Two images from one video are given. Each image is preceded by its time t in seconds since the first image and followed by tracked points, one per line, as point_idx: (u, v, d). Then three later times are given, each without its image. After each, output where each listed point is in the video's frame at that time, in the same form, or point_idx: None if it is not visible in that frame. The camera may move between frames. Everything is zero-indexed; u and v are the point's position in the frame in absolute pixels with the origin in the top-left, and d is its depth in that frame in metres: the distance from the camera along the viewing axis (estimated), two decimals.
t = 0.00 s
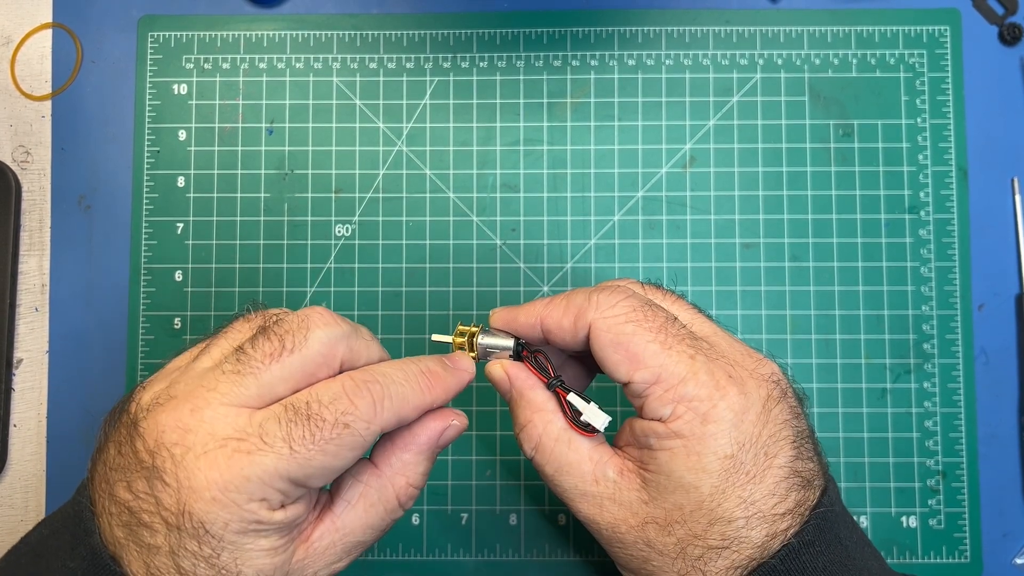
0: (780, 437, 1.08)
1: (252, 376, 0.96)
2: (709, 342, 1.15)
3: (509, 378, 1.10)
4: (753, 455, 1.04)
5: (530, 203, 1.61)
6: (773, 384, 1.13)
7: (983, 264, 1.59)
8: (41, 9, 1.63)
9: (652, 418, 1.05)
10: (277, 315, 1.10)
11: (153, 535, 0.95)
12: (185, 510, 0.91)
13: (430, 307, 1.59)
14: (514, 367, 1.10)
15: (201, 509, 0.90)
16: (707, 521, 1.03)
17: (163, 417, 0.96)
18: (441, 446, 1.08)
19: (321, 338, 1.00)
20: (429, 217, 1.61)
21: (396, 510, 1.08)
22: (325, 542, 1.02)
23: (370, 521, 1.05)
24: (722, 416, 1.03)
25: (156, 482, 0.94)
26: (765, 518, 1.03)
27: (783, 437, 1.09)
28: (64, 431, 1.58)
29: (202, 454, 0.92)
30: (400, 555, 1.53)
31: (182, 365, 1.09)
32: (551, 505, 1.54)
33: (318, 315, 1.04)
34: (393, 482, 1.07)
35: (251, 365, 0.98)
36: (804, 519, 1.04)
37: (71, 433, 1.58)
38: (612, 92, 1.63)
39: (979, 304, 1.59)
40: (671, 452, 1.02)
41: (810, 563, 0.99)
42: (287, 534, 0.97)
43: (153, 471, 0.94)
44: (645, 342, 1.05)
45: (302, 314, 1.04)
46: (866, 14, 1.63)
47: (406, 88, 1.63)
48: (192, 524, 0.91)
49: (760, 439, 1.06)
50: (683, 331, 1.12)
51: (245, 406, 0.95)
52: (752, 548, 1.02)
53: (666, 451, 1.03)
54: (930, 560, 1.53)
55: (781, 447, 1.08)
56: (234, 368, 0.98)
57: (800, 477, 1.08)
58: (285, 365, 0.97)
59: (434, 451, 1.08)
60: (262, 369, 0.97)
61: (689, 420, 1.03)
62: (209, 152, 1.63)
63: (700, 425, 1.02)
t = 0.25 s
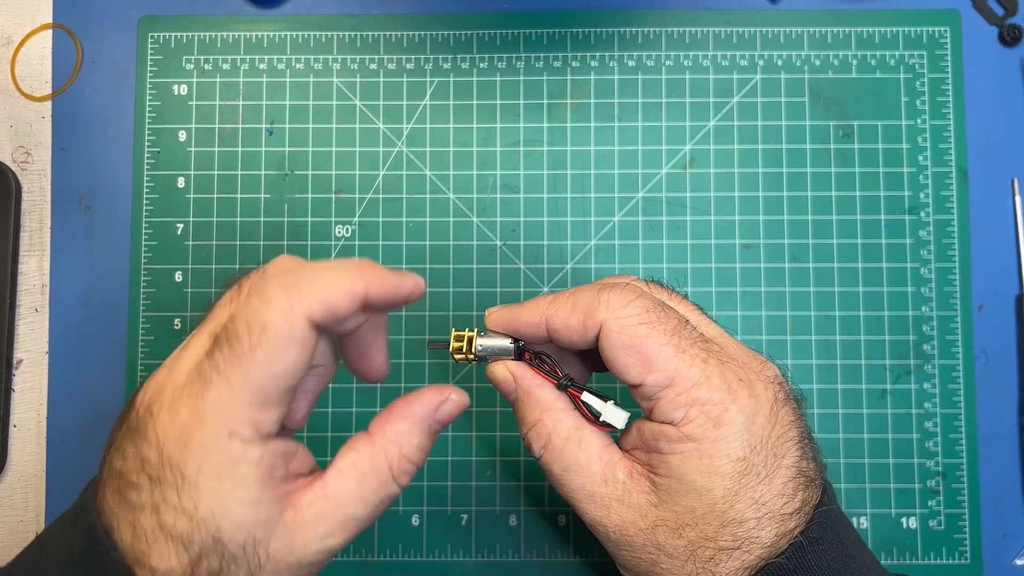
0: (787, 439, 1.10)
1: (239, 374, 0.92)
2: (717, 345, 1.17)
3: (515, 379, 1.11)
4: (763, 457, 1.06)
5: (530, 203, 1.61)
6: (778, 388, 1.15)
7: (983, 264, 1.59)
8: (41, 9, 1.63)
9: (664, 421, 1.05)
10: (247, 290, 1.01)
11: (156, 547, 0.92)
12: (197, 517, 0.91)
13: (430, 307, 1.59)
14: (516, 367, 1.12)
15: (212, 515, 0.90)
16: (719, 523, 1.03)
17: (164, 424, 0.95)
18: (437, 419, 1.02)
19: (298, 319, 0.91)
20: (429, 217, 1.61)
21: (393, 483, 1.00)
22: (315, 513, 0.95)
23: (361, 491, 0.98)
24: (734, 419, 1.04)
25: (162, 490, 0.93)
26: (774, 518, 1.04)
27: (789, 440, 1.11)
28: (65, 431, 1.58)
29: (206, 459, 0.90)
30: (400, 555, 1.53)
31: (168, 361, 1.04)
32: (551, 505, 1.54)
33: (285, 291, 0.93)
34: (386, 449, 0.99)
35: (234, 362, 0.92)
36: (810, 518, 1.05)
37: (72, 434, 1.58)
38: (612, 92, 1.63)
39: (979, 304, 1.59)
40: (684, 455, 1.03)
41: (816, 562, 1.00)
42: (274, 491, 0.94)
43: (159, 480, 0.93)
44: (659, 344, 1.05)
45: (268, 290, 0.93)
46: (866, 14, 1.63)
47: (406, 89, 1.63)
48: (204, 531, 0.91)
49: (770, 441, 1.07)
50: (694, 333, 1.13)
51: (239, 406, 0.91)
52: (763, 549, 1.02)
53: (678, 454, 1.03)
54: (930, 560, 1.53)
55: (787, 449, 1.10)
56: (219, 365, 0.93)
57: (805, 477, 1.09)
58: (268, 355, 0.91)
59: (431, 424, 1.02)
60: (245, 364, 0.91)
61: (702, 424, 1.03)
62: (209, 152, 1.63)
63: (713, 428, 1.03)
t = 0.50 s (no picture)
0: (782, 434, 1.11)
1: (295, 378, 0.98)
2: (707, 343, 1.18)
3: (499, 404, 1.11)
4: (761, 452, 1.06)
5: (530, 202, 1.61)
6: (767, 384, 1.16)
7: (983, 263, 1.59)
8: (41, 9, 1.63)
9: (661, 419, 1.05)
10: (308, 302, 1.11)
11: (182, 535, 0.98)
12: (227, 507, 0.97)
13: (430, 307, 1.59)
14: (500, 391, 1.11)
15: (244, 505, 0.97)
16: (724, 522, 1.03)
17: (197, 417, 0.99)
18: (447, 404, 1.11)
19: (364, 342, 1.01)
20: (429, 217, 1.61)
21: (405, 467, 1.09)
22: (336, 497, 1.03)
23: (379, 475, 1.05)
24: (731, 414, 1.04)
25: (191, 482, 0.98)
26: (775, 514, 1.05)
27: (782, 435, 1.11)
28: (65, 431, 1.58)
29: (243, 454, 0.97)
30: (400, 554, 1.53)
31: (202, 353, 1.09)
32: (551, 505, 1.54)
33: (358, 309, 1.04)
34: (403, 434, 1.08)
35: (293, 367, 0.99)
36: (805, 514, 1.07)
37: (72, 433, 1.58)
38: (612, 92, 1.63)
39: (979, 304, 1.59)
40: (684, 454, 1.03)
41: (816, 560, 1.01)
42: (298, 478, 1.01)
43: (188, 472, 0.98)
44: (656, 339, 1.06)
45: (342, 304, 1.04)
46: (866, 13, 1.63)
47: (406, 88, 1.63)
48: (233, 520, 0.97)
49: (766, 436, 1.07)
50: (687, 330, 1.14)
51: (289, 410, 0.98)
52: (766, 545, 1.03)
53: (678, 453, 1.03)
54: (930, 560, 1.53)
55: (783, 444, 1.10)
56: (275, 369, 0.99)
57: (800, 472, 1.11)
58: (329, 370, 0.99)
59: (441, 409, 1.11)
60: (304, 373, 0.98)
61: (699, 420, 1.03)
62: (209, 152, 1.63)
63: (710, 424, 1.03)
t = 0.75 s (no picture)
0: (786, 424, 1.13)
1: (276, 369, 0.98)
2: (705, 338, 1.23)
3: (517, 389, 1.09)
4: (768, 436, 1.08)
5: (530, 203, 1.61)
6: (768, 377, 1.20)
7: (983, 264, 1.59)
8: (41, 10, 1.63)
9: (670, 403, 1.08)
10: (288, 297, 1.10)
11: (173, 534, 0.96)
12: (218, 504, 0.96)
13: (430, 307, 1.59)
14: (517, 373, 1.10)
15: (235, 502, 0.96)
16: (736, 506, 1.02)
17: (188, 412, 1.00)
18: (443, 408, 1.10)
19: (343, 328, 1.01)
20: (429, 217, 1.61)
21: (397, 465, 1.08)
22: (326, 493, 1.02)
23: (370, 471, 1.05)
24: (737, 397, 1.07)
25: (183, 479, 0.97)
26: (785, 499, 1.05)
27: (788, 423, 1.14)
28: (65, 431, 1.58)
29: (232, 448, 0.96)
30: (400, 555, 1.53)
31: (197, 354, 1.09)
32: (551, 505, 1.54)
33: (336, 299, 1.04)
34: (393, 432, 1.07)
35: (271, 357, 0.99)
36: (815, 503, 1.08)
37: (72, 433, 1.58)
38: (612, 92, 1.63)
39: (979, 304, 1.59)
40: (694, 436, 1.04)
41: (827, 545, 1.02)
42: (291, 475, 1.00)
43: (180, 468, 0.98)
44: (656, 330, 1.12)
45: (319, 295, 1.04)
46: (866, 14, 1.63)
47: (406, 89, 1.63)
48: (224, 517, 0.96)
49: (771, 422, 1.10)
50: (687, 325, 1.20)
51: (273, 402, 0.98)
52: (778, 531, 1.03)
53: (688, 437, 1.04)
54: (930, 560, 1.53)
55: (787, 431, 1.13)
56: (258, 363, 0.99)
57: (806, 462, 1.12)
58: (307, 357, 0.98)
59: (436, 412, 1.10)
60: (285, 363, 0.98)
61: (707, 402, 1.06)
62: (209, 152, 1.63)
63: (718, 406, 1.06)
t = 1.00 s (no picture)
0: (778, 439, 1.09)
1: (278, 351, 0.99)
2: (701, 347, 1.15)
3: (506, 401, 1.11)
4: (755, 457, 1.05)
5: (530, 203, 1.61)
6: (764, 389, 1.13)
7: (983, 264, 1.59)
8: (41, 9, 1.63)
9: (653, 427, 1.03)
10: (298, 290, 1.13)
11: (170, 515, 0.98)
12: (213, 486, 0.97)
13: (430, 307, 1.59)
14: (503, 388, 1.11)
15: (230, 484, 0.97)
16: (717, 527, 1.02)
17: (192, 397, 1.02)
18: (439, 405, 1.10)
19: (343, 315, 1.01)
20: (429, 217, 1.61)
21: (394, 462, 1.08)
22: (322, 486, 1.02)
23: (366, 466, 1.05)
24: (723, 421, 1.03)
25: (182, 460, 1.00)
26: (773, 519, 1.03)
27: (780, 439, 1.10)
28: (65, 431, 1.58)
29: (231, 430, 0.98)
30: (400, 555, 1.53)
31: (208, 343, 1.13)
32: (550, 505, 1.54)
33: (339, 287, 1.04)
34: (390, 426, 1.07)
35: (275, 340, 1.00)
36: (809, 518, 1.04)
37: (72, 433, 1.58)
38: (612, 92, 1.63)
39: (979, 304, 1.59)
40: (675, 460, 1.02)
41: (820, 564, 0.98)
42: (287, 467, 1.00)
43: (181, 449, 1.00)
44: (646, 351, 1.02)
45: (323, 282, 1.05)
46: (866, 14, 1.63)
47: (406, 89, 1.63)
48: (219, 499, 0.97)
49: (760, 442, 1.06)
50: (682, 337, 1.10)
51: (273, 385, 0.98)
52: (763, 551, 1.01)
53: (669, 460, 1.02)
54: (930, 560, 1.53)
55: (778, 448, 1.09)
56: (260, 346, 1.01)
57: (799, 477, 1.09)
58: (309, 341, 0.98)
59: (433, 410, 1.10)
60: (285, 347, 0.99)
61: (690, 428, 1.02)
62: (209, 152, 1.63)
63: (701, 431, 1.02)
